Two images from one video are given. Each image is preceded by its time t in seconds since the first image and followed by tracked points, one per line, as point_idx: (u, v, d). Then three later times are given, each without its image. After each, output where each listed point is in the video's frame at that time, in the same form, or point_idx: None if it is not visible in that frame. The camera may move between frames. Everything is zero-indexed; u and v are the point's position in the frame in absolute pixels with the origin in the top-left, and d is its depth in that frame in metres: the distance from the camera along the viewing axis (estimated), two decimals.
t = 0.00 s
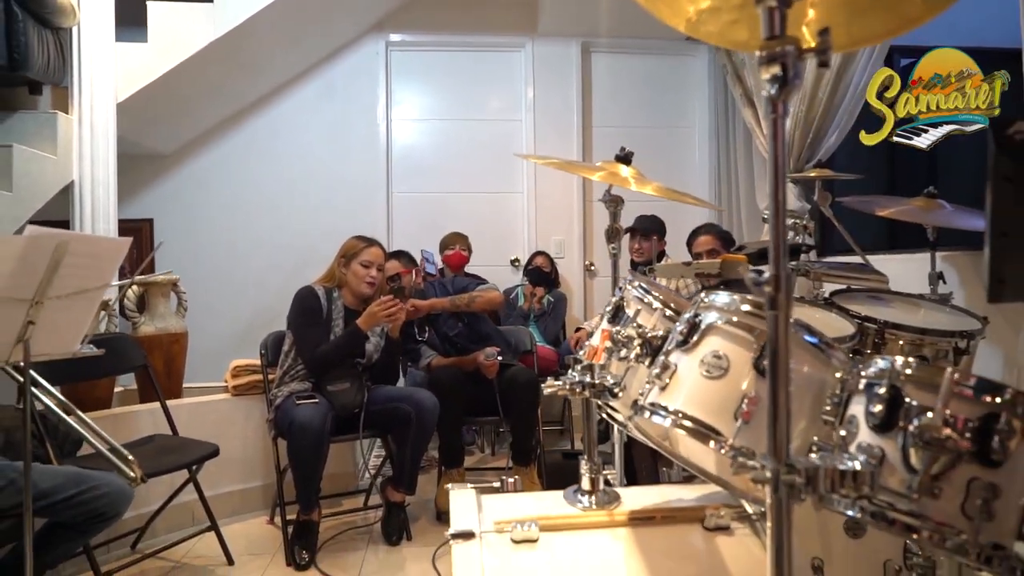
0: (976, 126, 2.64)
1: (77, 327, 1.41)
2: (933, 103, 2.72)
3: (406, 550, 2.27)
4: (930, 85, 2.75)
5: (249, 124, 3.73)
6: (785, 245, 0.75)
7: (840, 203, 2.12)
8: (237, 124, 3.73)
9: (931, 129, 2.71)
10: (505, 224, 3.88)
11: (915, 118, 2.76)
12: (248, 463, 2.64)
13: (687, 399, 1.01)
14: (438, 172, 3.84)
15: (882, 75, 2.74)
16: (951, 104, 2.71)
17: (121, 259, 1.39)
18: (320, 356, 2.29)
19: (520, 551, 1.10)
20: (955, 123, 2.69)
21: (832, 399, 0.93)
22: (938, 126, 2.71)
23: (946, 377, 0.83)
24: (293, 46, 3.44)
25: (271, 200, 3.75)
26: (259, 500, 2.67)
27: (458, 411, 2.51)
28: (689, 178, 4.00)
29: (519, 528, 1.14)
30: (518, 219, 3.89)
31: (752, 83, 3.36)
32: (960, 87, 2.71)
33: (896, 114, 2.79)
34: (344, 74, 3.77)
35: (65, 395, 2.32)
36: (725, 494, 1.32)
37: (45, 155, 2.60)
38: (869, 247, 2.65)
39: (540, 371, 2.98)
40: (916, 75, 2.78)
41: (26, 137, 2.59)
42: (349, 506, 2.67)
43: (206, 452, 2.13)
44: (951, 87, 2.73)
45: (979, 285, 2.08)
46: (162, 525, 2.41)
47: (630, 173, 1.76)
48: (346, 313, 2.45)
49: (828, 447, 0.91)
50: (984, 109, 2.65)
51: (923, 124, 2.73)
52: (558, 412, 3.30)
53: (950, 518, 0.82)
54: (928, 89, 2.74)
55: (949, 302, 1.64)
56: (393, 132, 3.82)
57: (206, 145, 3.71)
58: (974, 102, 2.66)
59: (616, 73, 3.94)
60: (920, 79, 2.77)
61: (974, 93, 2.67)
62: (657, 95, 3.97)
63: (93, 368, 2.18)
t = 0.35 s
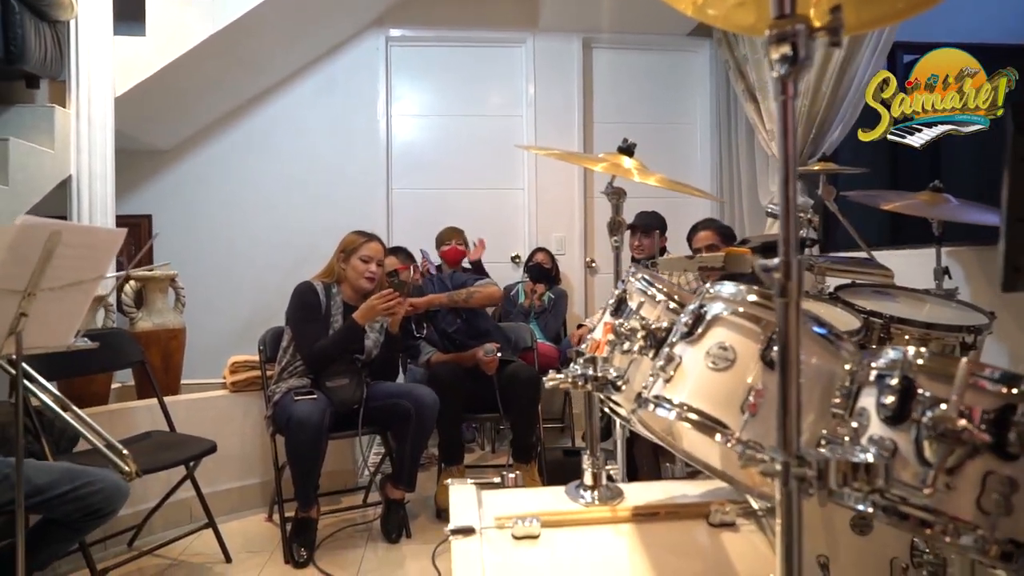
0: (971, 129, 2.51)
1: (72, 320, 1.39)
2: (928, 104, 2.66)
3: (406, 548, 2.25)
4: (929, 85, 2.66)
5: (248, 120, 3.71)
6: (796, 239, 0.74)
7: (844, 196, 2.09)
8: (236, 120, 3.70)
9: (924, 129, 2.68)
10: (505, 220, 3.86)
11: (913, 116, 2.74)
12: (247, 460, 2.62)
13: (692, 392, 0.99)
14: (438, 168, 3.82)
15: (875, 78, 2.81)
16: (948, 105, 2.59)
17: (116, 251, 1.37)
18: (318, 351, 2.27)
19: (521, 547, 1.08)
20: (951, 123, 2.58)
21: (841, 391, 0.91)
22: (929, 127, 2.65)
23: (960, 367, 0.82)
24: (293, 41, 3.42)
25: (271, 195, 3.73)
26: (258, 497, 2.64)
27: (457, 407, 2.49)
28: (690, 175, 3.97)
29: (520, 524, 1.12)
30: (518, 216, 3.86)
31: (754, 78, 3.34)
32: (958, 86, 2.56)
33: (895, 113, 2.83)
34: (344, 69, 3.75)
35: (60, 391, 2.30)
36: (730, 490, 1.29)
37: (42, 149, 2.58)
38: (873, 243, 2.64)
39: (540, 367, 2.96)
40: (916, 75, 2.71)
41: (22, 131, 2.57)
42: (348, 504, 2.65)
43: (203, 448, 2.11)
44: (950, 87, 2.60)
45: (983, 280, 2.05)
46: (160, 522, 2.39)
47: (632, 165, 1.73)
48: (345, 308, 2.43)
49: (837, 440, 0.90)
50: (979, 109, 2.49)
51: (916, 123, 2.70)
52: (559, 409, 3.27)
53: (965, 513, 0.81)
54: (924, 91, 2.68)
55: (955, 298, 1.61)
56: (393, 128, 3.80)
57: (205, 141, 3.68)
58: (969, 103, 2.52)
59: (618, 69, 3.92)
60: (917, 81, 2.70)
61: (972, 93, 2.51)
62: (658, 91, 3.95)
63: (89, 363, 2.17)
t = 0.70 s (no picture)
0: (968, 129, 2.51)
1: (65, 320, 1.37)
2: (926, 104, 2.63)
3: (405, 549, 2.22)
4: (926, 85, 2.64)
5: (247, 117, 3.68)
6: (807, 236, 0.72)
7: (849, 194, 2.06)
8: (234, 116, 3.68)
9: (921, 128, 2.63)
10: (505, 219, 3.83)
11: (910, 116, 2.69)
12: (244, 460, 2.59)
13: (697, 393, 0.96)
14: (437, 166, 3.79)
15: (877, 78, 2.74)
16: (944, 105, 2.57)
17: (109, 248, 1.34)
18: (316, 350, 2.25)
19: (521, 553, 1.05)
20: (948, 123, 2.55)
21: (852, 393, 0.89)
22: (926, 127, 2.61)
23: (976, 369, 0.80)
24: (293, 36, 3.39)
25: (269, 192, 3.70)
26: (256, 498, 2.62)
27: (456, 407, 2.46)
28: (691, 173, 3.95)
29: (520, 529, 1.09)
30: (519, 214, 3.83)
31: (757, 75, 3.31)
32: (958, 86, 2.56)
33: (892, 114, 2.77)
34: (344, 66, 3.72)
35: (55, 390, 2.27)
36: (735, 493, 1.27)
37: (38, 146, 2.55)
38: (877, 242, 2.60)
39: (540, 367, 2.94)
40: (913, 76, 2.68)
41: (18, 127, 2.54)
42: (346, 504, 2.62)
43: (201, 448, 2.09)
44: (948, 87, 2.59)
45: (990, 279, 2.02)
46: (156, 522, 2.36)
47: (635, 161, 1.70)
48: (344, 307, 2.40)
49: (848, 444, 0.87)
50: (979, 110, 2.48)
51: (914, 122, 2.65)
52: (559, 409, 3.25)
53: (981, 521, 0.79)
54: (921, 91, 2.64)
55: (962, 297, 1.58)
56: (393, 125, 3.77)
57: (203, 138, 3.66)
58: (969, 103, 2.51)
59: (619, 66, 3.89)
60: (915, 81, 2.67)
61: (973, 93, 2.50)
62: (660, 89, 3.92)
63: (87, 362, 2.14)
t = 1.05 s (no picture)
0: (964, 130, 2.54)
1: (55, 312, 1.35)
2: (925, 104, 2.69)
3: (403, 547, 2.21)
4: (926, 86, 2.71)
5: (245, 113, 3.66)
6: (809, 224, 0.70)
7: (850, 189, 2.04)
8: (232, 112, 3.66)
9: (917, 127, 2.69)
10: (505, 216, 3.81)
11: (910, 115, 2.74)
12: (241, 457, 2.58)
13: (697, 386, 0.94)
14: (436, 163, 3.77)
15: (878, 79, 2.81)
16: (942, 105, 2.63)
17: (100, 241, 1.33)
18: (313, 346, 2.23)
19: (517, 549, 1.03)
20: (944, 123, 2.60)
21: (855, 386, 0.89)
22: (923, 126, 2.67)
23: (984, 360, 0.77)
24: (292, 31, 3.37)
25: (268, 189, 3.68)
26: (253, 495, 2.60)
27: (452, 403, 2.45)
28: (691, 170, 3.93)
29: (516, 525, 1.07)
30: (519, 210, 3.82)
31: (758, 71, 3.29)
32: (955, 86, 2.61)
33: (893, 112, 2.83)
34: (343, 62, 3.70)
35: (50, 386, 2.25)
36: (735, 489, 1.25)
37: (33, 140, 2.53)
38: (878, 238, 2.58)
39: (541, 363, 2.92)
40: (914, 77, 2.76)
41: (13, 122, 2.52)
42: (344, 502, 2.61)
43: (196, 444, 2.07)
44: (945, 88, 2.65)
45: (993, 275, 2.00)
46: (152, 520, 2.35)
47: (635, 153, 1.68)
48: (341, 303, 2.39)
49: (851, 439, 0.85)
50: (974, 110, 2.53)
51: (912, 121, 2.71)
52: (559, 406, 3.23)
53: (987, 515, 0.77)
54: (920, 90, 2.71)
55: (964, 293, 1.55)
56: (392, 122, 3.75)
57: (201, 134, 3.64)
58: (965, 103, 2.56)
59: (619, 63, 3.87)
60: (915, 81, 2.75)
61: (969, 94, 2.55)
62: (660, 85, 3.90)
63: (81, 357, 2.12)
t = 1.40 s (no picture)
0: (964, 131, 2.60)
1: (77, 306, 1.37)
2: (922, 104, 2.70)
3: (423, 544, 2.20)
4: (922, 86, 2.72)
5: (268, 113, 3.70)
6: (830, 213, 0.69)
7: (877, 183, 1.99)
8: (256, 112, 3.69)
9: (915, 127, 2.71)
10: (526, 213, 3.80)
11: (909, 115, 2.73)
12: (264, 452, 2.60)
13: (715, 382, 0.92)
14: (457, 161, 3.78)
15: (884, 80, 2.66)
16: (940, 106, 2.67)
17: (121, 236, 1.35)
18: (334, 343, 2.24)
19: (532, 546, 1.02)
20: (941, 124, 2.65)
21: (879, 381, 0.88)
22: (923, 126, 2.68)
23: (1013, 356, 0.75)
24: (314, 30, 3.39)
25: (290, 187, 3.71)
26: (275, 490, 2.62)
27: (472, 400, 2.45)
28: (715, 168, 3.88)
29: (531, 522, 1.06)
30: (540, 208, 3.80)
31: (783, 66, 3.23)
32: (955, 86, 2.67)
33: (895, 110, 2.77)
34: (364, 61, 3.72)
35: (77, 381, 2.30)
36: (757, 488, 1.23)
37: (62, 140, 2.58)
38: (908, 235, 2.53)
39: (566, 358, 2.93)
40: (913, 78, 2.76)
41: (42, 122, 2.58)
42: (365, 498, 2.62)
43: (219, 439, 2.09)
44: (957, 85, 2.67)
45: None
46: (177, 514, 2.38)
47: (654, 148, 1.66)
48: (362, 300, 2.39)
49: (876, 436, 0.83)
50: (968, 112, 2.58)
51: (910, 120, 2.71)
52: (581, 405, 3.21)
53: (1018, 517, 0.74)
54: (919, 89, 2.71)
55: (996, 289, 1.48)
56: (414, 120, 3.76)
57: (226, 133, 3.68)
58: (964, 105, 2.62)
59: (641, 59, 3.83)
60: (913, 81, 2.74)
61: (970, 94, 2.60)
62: (683, 81, 3.86)
63: (107, 353, 2.16)
